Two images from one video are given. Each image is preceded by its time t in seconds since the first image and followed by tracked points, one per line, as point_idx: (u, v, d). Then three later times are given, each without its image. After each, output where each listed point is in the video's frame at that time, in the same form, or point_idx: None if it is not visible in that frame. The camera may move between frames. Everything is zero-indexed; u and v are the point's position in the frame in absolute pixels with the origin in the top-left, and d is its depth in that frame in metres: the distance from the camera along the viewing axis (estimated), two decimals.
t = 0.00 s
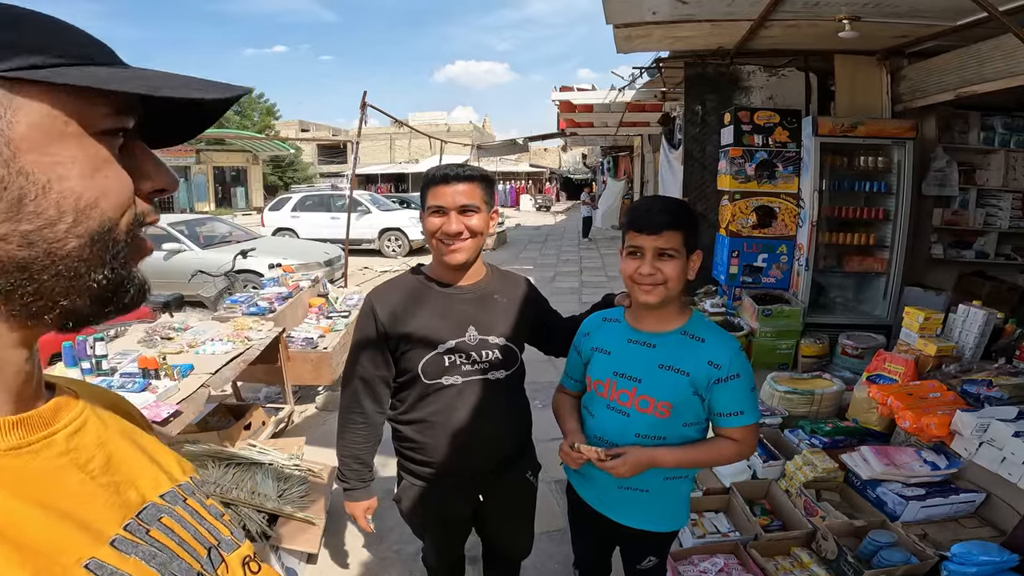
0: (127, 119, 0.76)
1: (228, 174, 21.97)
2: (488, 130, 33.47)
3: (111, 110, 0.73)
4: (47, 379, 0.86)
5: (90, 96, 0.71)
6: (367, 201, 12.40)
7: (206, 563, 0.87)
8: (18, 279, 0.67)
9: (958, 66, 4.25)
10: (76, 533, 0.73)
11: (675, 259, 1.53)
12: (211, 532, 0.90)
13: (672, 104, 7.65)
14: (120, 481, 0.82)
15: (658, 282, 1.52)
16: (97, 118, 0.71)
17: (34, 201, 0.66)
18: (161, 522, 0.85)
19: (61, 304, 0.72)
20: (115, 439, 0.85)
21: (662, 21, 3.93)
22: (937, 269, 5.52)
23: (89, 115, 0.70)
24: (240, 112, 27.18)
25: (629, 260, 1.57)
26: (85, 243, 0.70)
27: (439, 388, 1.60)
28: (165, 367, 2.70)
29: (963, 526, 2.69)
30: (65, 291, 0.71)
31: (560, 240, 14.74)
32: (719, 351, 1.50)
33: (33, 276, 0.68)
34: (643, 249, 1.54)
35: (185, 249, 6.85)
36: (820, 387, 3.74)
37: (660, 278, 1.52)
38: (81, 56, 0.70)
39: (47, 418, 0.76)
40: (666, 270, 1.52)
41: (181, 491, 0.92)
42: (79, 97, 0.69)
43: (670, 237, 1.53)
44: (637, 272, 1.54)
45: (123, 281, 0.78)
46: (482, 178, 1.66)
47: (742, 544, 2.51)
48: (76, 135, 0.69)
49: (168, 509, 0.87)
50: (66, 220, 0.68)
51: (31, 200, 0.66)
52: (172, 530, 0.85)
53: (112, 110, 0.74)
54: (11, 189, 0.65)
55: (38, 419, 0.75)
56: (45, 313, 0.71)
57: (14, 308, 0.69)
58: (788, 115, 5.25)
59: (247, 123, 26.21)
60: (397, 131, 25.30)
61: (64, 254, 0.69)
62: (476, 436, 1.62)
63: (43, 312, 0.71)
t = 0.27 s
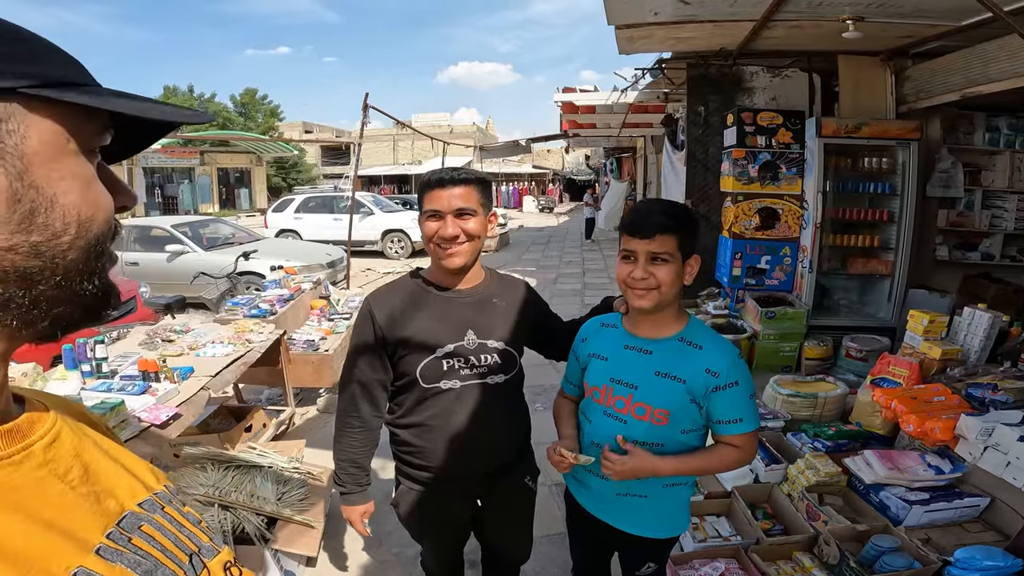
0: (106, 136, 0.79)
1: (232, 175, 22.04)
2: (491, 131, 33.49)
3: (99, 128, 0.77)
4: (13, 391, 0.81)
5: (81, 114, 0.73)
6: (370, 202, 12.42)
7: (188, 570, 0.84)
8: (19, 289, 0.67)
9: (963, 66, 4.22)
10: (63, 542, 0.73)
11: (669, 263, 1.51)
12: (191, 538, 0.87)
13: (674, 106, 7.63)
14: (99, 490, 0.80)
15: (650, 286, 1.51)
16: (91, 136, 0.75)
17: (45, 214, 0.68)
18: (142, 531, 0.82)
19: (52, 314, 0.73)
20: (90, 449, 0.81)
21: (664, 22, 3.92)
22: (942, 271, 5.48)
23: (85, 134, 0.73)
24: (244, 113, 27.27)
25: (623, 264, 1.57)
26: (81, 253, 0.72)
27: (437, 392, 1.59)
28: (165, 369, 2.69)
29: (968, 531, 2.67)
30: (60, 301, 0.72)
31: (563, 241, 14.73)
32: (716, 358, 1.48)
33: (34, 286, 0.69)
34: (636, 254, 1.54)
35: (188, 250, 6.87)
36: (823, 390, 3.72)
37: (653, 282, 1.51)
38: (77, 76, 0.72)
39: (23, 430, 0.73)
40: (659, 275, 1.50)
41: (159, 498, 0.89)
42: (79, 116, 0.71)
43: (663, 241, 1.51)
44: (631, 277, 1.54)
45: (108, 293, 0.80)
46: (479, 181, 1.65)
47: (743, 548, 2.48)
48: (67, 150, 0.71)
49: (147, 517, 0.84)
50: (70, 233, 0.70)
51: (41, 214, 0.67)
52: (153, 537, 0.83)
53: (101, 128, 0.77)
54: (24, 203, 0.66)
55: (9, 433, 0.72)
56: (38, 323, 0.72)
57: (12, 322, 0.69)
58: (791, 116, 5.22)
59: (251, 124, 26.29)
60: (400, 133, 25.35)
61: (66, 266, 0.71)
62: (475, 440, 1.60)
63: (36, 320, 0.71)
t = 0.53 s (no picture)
0: (80, 141, 0.82)
1: (235, 176, 22.09)
2: (495, 132, 33.50)
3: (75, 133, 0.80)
4: None
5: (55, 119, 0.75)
6: (372, 203, 12.42)
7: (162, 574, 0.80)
8: None
9: (968, 66, 4.18)
10: (33, 544, 0.70)
11: (658, 267, 1.49)
12: (164, 543, 0.83)
13: (677, 106, 7.60)
14: (71, 492, 0.77)
15: (639, 291, 1.49)
16: (66, 142, 0.78)
17: (19, 218, 0.71)
18: (114, 534, 0.79)
19: (24, 317, 0.77)
20: (60, 452, 0.80)
21: (666, 22, 3.90)
22: (948, 272, 5.43)
23: (61, 140, 0.76)
24: (248, 114, 27.34)
25: (614, 267, 1.56)
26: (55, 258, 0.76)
27: (433, 396, 1.57)
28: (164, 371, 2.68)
29: (973, 535, 2.63)
30: (31, 303, 0.76)
31: (566, 242, 14.70)
32: (716, 361, 1.46)
33: (6, 288, 0.73)
34: (625, 258, 1.52)
35: (190, 251, 6.88)
36: (827, 392, 3.68)
37: (642, 287, 1.49)
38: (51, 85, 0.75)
39: None
40: (649, 278, 1.48)
41: (131, 503, 0.85)
42: (53, 124, 0.74)
43: (652, 244, 1.49)
44: (620, 281, 1.53)
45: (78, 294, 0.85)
46: (472, 180, 1.64)
47: (745, 552, 2.45)
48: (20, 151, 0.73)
49: (119, 520, 0.81)
50: (43, 237, 0.74)
51: (15, 218, 0.71)
52: (126, 541, 0.79)
53: (75, 133, 0.79)
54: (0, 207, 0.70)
55: None
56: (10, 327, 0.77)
57: None
58: (795, 116, 5.19)
59: (255, 125, 26.35)
60: (404, 134, 25.37)
61: (38, 268, 0.75)
62: (473, 444, 1.59)
63: (8, 324, 0.76)
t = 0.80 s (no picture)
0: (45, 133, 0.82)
1: (238, 177, 22.11)
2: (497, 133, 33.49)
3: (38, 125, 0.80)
4: None
5: (18, 110, 0.76)
6: (375, 203, 12.41)
7: None
8: None
9: (974, 65, 4.13)
10: None
11: (661, 268, 1.45)
12: (135, 546, 0.78)
13: (680, 106, 7.56)
14: (34, 493, 0.72)
15: (643, 292, 1.46)
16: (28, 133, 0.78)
17: None
18: (80, 538, 0.73)
19: None
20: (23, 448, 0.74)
21: (669, 20, 3.86)
22: (954, 273, 5.37)
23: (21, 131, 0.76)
24: (252, 115, 27.38)
25: (618, 269, 1.53)
26: (18, 254, 0.75)
27: (429, 398, 1.54)
28: (162, 371, 2.65)
29: (982, 538, 2.59)
30: None
31: (569, 243, 14.66)
32: (723, 365, 1.42)
33: None
34: (628, 258, 1.49)
35: (192, 251, 6.86)
36: (833, 394, 3.64)
37: (646, 288, 1.46)
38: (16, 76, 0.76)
39: None
40: (652, 280, 1.45)
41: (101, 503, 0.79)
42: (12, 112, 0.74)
43: (653, 245, 1.45)
44: (625, 282, 1.50)
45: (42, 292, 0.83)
46: (472, 175, 1.61)
47: (749, 556, 2.41)
48: None
49: (86, 523, 0.75)
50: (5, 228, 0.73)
51: None
52: (93, 546, 0.74)
53: (38, 124, 0.79)
54: None
55: None
56: None
57: None
58: (799, 116, 5.15)
59: (258, 126, 26.39)
60: (406, 135, 25.39)
61: None
62: (468, 447, 1.55)
63: None
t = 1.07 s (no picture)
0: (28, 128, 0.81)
1: (240, 178, 22.13)
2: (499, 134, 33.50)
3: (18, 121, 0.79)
4: None
5: None
6: (376, 205, 12.40)
7: None
8: None
9: (978, 65, 4.10)
10: None
11: (673, 267, 1.44)
12: (123, 549, 0.76)
13: (683, 107, 7.53)
14: (18, 496, 0.71)
15: (652, 291, 1.44)
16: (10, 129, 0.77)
17: None
18: (65, 540, 0.71)
19: None
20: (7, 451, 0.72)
21: (671, 20, 3.83)
22: (958, 274, 5.34)
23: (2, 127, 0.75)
24: (254, 116, 27.41)
25: (627, 267, 1.52)
26: (1, 253, 0.74)
27: (429, 400, 1.52)
28: (162, 373, 2.64)
29: (987, 541, 2.56)
30: None
31: (571, 244, 14.64)
32: (731, 367, 1.41)
33: None
34: (639, 257, 1.47)
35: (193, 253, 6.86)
36: (837, 396, 3.61)
37: (656, 288, 1.44)
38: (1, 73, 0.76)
39: None
40: (663, 279, 1.43)
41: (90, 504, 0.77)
42: None
43: (667, 244, 1.43)
44: (634, 280, 1.48)
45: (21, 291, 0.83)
46: (474, 177, 1.58)
47: (752, 558, 2.38)
48: None
49: (73, 525, 0.73)
50: None
51: None
52: (80, 549, 0.72)
53: (20, 119, 0.79)
54: None
55: None
56: None
57: None
58: (802, 116, 5.13)
59: (260, 127, 26.42)
60: (408, 136, 25.41)
61: None
62: (468, 450, 1.54)
63: None
